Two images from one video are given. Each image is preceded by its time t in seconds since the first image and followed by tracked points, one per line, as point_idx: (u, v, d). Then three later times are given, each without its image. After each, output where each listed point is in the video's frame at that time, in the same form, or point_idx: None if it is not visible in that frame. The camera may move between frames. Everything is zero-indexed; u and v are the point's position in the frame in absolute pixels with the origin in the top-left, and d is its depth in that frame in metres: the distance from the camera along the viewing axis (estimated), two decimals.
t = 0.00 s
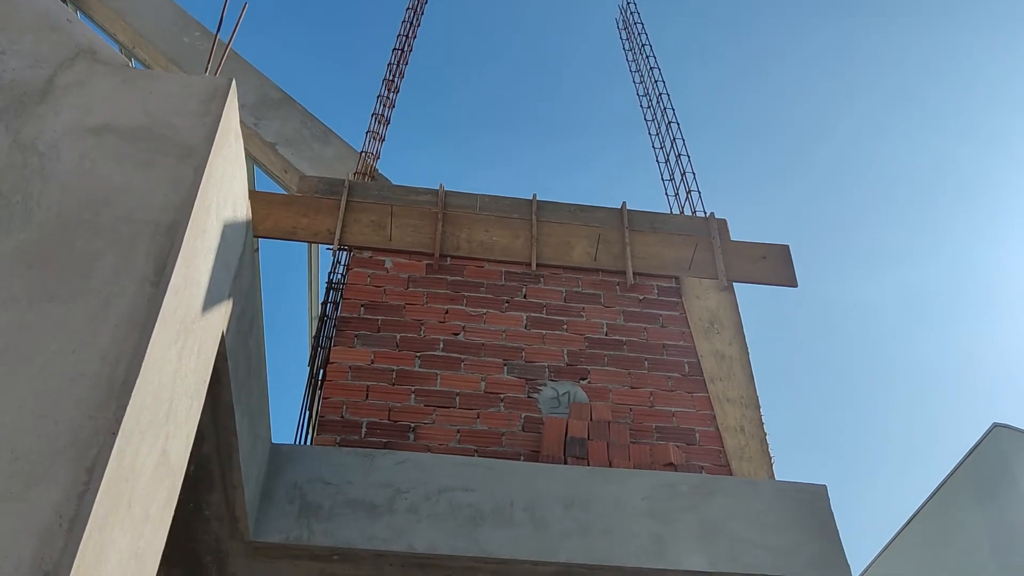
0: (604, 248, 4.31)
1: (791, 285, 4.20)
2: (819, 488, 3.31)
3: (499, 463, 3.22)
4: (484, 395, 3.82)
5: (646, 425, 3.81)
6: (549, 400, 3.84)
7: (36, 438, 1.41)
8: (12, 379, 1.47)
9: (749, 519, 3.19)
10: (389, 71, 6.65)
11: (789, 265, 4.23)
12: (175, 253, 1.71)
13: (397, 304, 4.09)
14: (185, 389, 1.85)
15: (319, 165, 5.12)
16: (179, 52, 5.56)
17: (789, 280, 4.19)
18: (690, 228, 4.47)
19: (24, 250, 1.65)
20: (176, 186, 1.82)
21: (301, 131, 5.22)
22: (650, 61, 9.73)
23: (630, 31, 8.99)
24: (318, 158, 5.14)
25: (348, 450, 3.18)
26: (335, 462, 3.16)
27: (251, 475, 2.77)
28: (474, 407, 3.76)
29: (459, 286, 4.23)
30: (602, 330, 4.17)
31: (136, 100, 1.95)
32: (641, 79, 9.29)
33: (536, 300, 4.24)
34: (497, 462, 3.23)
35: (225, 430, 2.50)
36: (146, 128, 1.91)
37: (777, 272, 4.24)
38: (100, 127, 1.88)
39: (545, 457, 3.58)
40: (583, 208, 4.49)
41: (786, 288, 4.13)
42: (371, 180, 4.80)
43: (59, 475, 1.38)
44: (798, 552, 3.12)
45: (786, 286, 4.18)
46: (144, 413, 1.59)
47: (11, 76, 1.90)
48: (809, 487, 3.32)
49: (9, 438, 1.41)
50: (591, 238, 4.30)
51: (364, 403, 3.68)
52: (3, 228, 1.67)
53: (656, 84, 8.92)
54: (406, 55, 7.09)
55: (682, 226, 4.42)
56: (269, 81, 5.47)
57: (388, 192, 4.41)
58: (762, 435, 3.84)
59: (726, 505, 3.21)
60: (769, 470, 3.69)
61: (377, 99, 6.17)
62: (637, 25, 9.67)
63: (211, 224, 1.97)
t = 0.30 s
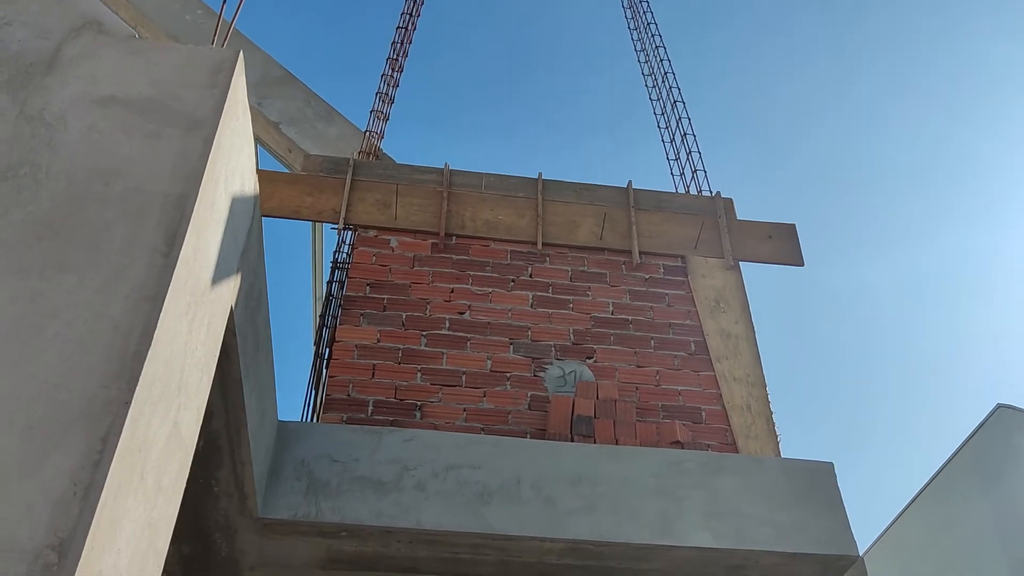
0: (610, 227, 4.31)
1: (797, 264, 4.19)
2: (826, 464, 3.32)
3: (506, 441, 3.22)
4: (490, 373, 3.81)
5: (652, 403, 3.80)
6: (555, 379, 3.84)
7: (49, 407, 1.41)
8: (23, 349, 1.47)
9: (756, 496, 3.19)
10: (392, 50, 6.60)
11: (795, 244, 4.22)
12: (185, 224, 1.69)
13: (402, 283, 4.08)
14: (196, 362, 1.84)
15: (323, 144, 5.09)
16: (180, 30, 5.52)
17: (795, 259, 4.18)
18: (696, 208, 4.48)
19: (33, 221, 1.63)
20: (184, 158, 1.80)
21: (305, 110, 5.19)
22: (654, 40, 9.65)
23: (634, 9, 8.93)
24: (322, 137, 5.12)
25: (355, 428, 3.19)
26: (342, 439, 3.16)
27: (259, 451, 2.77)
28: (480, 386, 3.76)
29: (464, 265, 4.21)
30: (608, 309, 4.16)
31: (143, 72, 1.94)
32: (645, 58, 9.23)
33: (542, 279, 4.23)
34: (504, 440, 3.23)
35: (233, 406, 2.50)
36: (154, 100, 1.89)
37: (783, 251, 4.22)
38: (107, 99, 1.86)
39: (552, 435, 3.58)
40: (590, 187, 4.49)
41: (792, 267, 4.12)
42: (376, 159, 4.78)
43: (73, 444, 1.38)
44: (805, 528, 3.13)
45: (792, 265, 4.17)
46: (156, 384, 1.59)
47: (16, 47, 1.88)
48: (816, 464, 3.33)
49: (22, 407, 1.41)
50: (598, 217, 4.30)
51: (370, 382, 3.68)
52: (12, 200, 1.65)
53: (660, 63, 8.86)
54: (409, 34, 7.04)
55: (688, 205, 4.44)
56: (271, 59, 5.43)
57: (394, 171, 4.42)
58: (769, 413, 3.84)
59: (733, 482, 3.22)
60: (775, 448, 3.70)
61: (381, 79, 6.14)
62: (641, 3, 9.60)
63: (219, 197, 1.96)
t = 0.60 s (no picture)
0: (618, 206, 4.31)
1: (806, 242, 4.17)
2: (836, 441, 3.32)
3: (516, 418, 3.23)
4: (499, 351, 3.81)
5: (661, 381, 3.80)
6: (564, 357, 3.83)
7: (65, 377, 1.41)
8: (38, 320, 1.46)
9: (765, 472, 3.19)
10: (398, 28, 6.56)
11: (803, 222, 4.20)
12: (198, 195, 1.68)
13: (410, 262, 4.06)
14: (209, 335, 1.84)
15: (330, 123, 5.07)
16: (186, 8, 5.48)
17: (804, 237, 4.16)
18: (705, 185, 4.46)
19: (45, 193, 1.62)
20: (195, 129, 1.79)
21: (311, 88, 5.16)
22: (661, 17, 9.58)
23: None
24: (328, 116, 5.09)
25: (365, 405, 3.19)
26: (351, 416, 3.17)
27: (269, 428, 2.78)
28: (489, 364, 3.76)
29: (472, 244, 4.20)
30: (616, 287, 4.15)
31: (153, 44, 1.92)
32: (652, 37, 9.17)
33: (550, 258, 4.22)
34: (514, 417, 3.23)
35: (244, 382, 2.50)
36: (164, 71, 1.87)
37: (792, 228, 4.21)
38: (117, 70, 1.84)
39: (561, 413, 3.58)
40: (598, 164, 4.47)
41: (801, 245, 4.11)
42: (382, 138, 4.75)
43: (90, 414, 1.38)
44: (816, 505, 3.12)
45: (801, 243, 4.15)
46: (171, 356, 1.58)
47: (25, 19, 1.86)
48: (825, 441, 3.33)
49: (39, 377, 1.41)
50: (605, 195, 4.30)
51: (378, 360, 3.68)
52: (24, 171, 1.64)
53: (668, 41, 8.80)
54: (415, 12, 6.99)
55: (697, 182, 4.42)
56: (277, 37, 5.40)
57: (401, 149, 4.40)
58: (778, 391, 3.83)
59: (743, 459, 3.22)
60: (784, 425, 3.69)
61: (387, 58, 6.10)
62: None
63: (231, 169, 1.94)
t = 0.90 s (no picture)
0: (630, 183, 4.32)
1: (818, 219, 4.16)
2: (850, 418, 3.31)
3: (530, 395, 3.23)
4: (512, 330, 3.81)
5: (674, 359, 3.80)
6: (577, 335, 3.83)
7: (89, 349, 1.41)
8: (62, 292, 1.47)
9: (780, 448, 3.20)
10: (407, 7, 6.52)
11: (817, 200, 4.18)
12: (217, 169, 1.68)
13: (423, 241, 4.06)
14: (229, 310, 1.84)
15: (340, 102, 5.06)
16: None
17: (816, 214, 4.14)
18: (717, 162, 4.43)
19: (66, 166, 1.62)
20: (213, 102, 1.78)
21: (321, 68, 5.15)
22: None
23: None
24: (339, 95, 5.08)
25: (380, 383, 3.20)
26: (367, 394, 3.18)
27: (286, 405, 2.79)
28: (502, 342, 3.76)
29: (484, 222, 4.19)
30: (628, 266, 4.14)
31: (169, 17, 1.91)
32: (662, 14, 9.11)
33: (562, 236, 4.21)
34: (528, 394, 3.24)
35: (262, 359, 2.51)
36: (181, 45, 1.87)
37: (805, 206, 4.19)
38: (134, 44, 1.84)
39: (575, 390, 3.59)
40: (610, 142, 4.44)
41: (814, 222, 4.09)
42: (393, 117, 4.75)
43: (116, 386, 1.38)
44: (831, 481, 3.13)
45: (814, 220, 4.14)
46: (193, 329, 1.59)
47: None
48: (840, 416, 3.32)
49: (62, 348, 1.41)
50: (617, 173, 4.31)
51: (392, 338, 3.69)
52: (44, 145, 1.64)
53: (677, 19, 8.73)
54: None
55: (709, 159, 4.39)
56: (286, 16, 5.37)
57: (412, 128, 4.37)
58: (791, 368, 3.83)
59: (758, 435, 3.22)
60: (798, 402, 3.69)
61: (396, 37, 6.07)
62: None
63: (248, 144, 1.94)
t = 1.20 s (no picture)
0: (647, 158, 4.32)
1: (838, 192, 4.13)
2: (871, 390, 3.31)
3: (551, 370, 3.25)
4: (531, 306, 3.82)
5: (694, 333, 3.80)
6: (595, 311, 3.83)
7: (124, 320, 1.42)
8: (95, 264, 1.47)
9: (801, 420, 3.20)
10: None
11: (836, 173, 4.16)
12: (245, 141, 1.68)
13: (440, 218, 4.05)
14: (257, 283, 1.85)
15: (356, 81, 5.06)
16: None
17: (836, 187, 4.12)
18: (735, 137, 4.41)
19: (94, 141, 1.63)
20: (238, 76, 1.78)
21: (335, 46, 5.14)
22: None
23: None
24: (354, 74, 5.07)
25: (402, 359, 3.22)
26: (388, 370, 3.20)
27: (309, 380, 2.81)
28: (521, 318, 3.77)
29: (501, 199, 4.18)
30: (646, 241, 4.12)
31: None
32: None
33: (579, 212, 4.19)
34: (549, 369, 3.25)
35: (286, 334, 2.53)
36: (205, 19, 1.86)
37: (824, 179, 4.16)
38: (159, 18, 1.84)
39: (595, 365, 3.59)
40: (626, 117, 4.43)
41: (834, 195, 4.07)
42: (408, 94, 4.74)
43: (151, 356, 1.39)
44: (853, 453, 3.12)
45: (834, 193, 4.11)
46: (224, 301, 1.60)
47: None
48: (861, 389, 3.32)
49: (96, 319, 1.42)
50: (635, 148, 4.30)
51: (411, 315, 3.70)
52: (72, 119, 1.65)
53: None
54: None
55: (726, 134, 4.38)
56: None
57: (429, 105, 4.36)
58: (811, 341, 3.82)
59: (779, 408, 3.22)
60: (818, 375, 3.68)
61: (409, 15, 6.05)
62: None
63: (273, 118, 1.94)
